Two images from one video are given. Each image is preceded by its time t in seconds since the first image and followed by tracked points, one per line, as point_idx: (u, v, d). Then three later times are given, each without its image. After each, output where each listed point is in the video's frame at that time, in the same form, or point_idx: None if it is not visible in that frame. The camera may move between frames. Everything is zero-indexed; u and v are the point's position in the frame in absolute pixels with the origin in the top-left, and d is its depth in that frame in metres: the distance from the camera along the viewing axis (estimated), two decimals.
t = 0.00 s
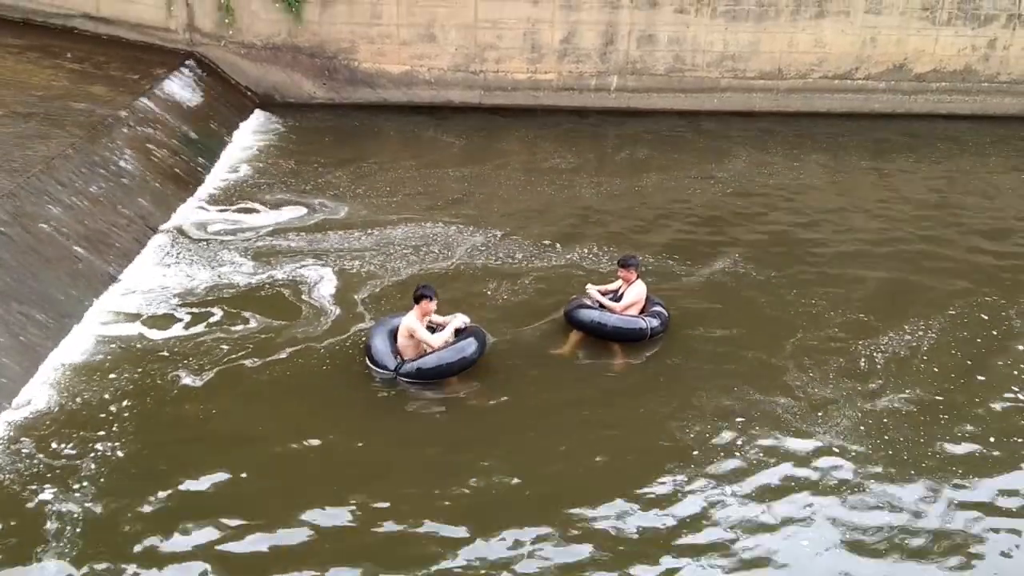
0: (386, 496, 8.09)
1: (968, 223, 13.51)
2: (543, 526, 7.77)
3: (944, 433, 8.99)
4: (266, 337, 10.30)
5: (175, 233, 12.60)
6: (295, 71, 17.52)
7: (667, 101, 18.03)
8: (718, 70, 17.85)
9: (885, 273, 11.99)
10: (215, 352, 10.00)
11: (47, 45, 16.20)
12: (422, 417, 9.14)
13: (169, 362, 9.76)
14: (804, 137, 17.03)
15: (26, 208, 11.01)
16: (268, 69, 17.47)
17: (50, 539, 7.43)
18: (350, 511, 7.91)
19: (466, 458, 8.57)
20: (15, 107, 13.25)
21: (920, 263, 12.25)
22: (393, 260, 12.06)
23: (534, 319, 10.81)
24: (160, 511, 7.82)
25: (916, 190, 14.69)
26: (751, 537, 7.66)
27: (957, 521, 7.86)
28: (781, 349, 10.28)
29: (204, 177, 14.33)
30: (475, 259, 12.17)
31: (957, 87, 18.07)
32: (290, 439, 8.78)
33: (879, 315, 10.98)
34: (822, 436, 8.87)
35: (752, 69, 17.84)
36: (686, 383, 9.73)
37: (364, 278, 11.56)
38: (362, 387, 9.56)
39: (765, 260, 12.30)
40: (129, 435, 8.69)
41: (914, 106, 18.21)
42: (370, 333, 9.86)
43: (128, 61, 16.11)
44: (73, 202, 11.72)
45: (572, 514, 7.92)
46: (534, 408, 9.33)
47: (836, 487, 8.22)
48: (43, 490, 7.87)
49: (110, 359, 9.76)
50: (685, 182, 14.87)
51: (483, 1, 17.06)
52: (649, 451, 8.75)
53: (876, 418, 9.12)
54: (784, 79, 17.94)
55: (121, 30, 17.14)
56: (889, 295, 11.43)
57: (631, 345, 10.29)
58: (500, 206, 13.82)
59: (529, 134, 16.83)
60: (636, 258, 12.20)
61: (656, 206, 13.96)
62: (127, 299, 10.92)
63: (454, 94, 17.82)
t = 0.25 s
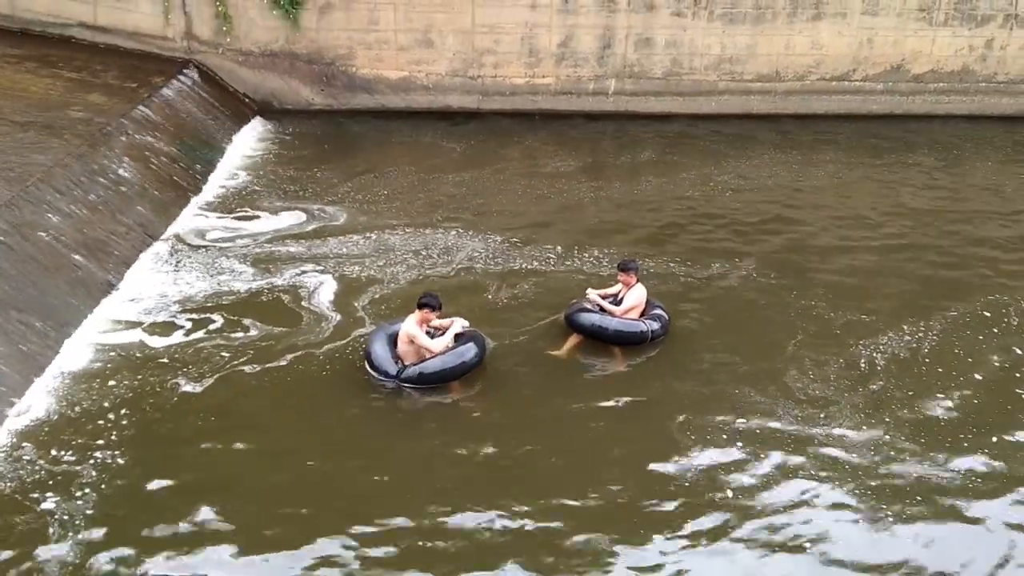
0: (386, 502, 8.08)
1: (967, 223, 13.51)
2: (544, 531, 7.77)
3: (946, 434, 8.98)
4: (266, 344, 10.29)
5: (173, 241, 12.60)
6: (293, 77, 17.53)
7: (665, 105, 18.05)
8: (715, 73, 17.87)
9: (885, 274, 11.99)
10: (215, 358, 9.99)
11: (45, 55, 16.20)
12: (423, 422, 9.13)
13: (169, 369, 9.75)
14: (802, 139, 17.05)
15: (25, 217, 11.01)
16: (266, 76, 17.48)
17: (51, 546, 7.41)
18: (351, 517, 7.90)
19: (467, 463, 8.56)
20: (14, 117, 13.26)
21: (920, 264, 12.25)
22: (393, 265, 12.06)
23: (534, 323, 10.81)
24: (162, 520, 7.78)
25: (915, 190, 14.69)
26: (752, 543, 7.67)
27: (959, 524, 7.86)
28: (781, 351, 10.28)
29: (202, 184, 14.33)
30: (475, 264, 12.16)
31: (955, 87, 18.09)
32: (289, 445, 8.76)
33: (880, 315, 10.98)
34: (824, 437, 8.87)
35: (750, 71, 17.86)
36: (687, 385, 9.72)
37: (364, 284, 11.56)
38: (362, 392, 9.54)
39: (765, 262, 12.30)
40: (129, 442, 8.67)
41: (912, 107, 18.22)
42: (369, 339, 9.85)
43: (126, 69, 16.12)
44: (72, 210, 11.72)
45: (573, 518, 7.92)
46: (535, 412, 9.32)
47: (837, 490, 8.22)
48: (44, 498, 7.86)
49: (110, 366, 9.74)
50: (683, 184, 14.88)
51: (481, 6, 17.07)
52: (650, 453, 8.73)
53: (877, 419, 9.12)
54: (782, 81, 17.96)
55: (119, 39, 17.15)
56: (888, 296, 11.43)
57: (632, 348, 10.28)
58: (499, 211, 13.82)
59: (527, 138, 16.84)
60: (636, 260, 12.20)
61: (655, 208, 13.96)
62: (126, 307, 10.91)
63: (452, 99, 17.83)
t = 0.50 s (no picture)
0: (384, 502, 8.08)
1: (967, 222, 13.51)
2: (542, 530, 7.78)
3: (947, 433, 8.98)
4: (266, 344, 10.29)
5: (172, 241, 12.59)
6: (292, 77, 17.53)
7: (665, 104, 18.04)
8: (715, 72, 17.87)
9: (885, 273, 11.98)
10: (215, 359, 9.99)
11: (45, 54, 16.20)
12: (423, 422, 9.12)
13: (168, 370, 9.75)
14: (802, 138, 17.05)
15: (25, 217, 11.02)
16: (265, 75, 17.48)
17: (52, 547, 7.41)
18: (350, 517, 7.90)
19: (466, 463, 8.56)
20: (13, 116, 13.27)
21: (920, 263, 12.25)
22: (392, 265, 12.06)
23: (535, 323, 10.81)
24: (161, 520, 7.78)
25: (915, 189, 14.69)
26: (752, 542, 7.67)
27: (958, 523, 7.87)
28: (781, 350, 10.28)
29: (201, 184, 14.32)
30: (474, 263, 12.16)
31: (955, 86, 18.09)
32: (287, 445, 8.76)
33: (881, 315, 10.98)
34: (824, 436, 8.87)
35: (750, 71, 17.86)
36: (687, 385, 9.72)
37: (364, 284, 11.56)
38: (362, 392, 9.54)
39: (765, 261, 12.30)
40: (129, 443, 8.67)
41: (912, 106, 18.22)
42: (370, 339, 9.84)
43: (126, 69, 16.12)
44: (72, 211, 11.72)
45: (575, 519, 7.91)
46: (534, 411, 9.32)
47: (838, 491, 8.21)
48: (45, 498, 7.86)
49: (109, 367, 9.74)
50: (683, 183, 14.88)
51: (481, 5, 17.07)
52: (649, 453, 8.74)
53: (878, 418, 9.12)
54: (782, 81, 17.96)
55: (119, 39, 17.15)
56: (887, 295, 11.44)
57: (632, 348, 10.28)
58: (499, 210, 13.82)
59: (527, 138, 16.84)
60: (636, 260, 12.20)
61: (655, 208, 13.96)
62: (126, 307, 10.91)
63: (451, 99, 17.82)
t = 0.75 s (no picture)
0: (384, 502, 8.07)
1: (968, 223, 13.51)
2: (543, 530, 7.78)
3: (948, 433, 8.98)
4: (267, 344, 10.28)
5: (172, 241, 12.58)
6: (292, 78, 17.53)
7: (665, 104, 18.05)
8: (715, 72, 17.88)
9: (886, 273, 11.99)
10: (215, 359, 9.98)
11: (45, 55, 16.20)
12: (423, 422, 9.12)
13: (168, 370, 9.74)
14: (802, 139, 17.05)
15: (25, 218, 11.02)
16: (265, 76, 17.48)
17: (51, 547, 7.40)
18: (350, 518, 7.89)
19: (467, 463, 8.56)
20: (13, 117, 13.27)
21: (921, 263, 12.25)
22: (393, 265, 12.06)
23: (535, 323, 10.81)
24: (161, 521, 7.77)
25: (915, 189, 14.69)
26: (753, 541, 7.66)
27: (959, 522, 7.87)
28: (782, 350, 10.28)
29: (201, 185, 14.32)
30: (475, 264, 12.16)
31: (955, 87, 18.10)
32: (288, 446, 8.75)
33: (882, 315, 10.98)
34: (825, 437, 8.87)
35: (749, 71, 17.87)
36: (688, 385, 9.73)
37: (364, 284, 11.56)
38: (363, 393, 9.53)
39: (765, 261, 12.30)
40: (129, 443, 8.66)
41: (912, 106, 18.23)
42: (370, 339, 9.84)
43: (126, 69, 16.11)
44: (71, 211, 11.71)
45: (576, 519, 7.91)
46: (535, 412, 9.32)
47: (839, 491, 8.20)
48: (45, 498, 7.86)
49: (109, 367, 9.73)
50: (684, 184, 14.87)
51: (480, 6, 17.08)
52: (650, 454, 8.74)
53: (878, 418, 9.12)
54: (781, 81, 17.97)
55: (119, 39, 17.15)
56: (887, 295, 11.45)
57: (633, 348, 10.28)
58: (500, 211, 13.82)
59: (527, 138, 16.85)
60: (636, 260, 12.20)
61: (655, 209, 13.96)
62: (125, 307, 10.90)
63: (451, 99, 17.82)
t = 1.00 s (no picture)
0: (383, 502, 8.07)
1: (968, 223, 13.51)
2: (541, 530, 7.78)
3: (947, 434, 8.98)
4: (266, 344, 10.28)
5: (171, 241, 12.58)
6: (292, 77, 17.52)
7: (665, 104, 18.05)
8: (715, 72, 17.88)
9: (886, 274, 11.99)
10: (214, 359, 9.98)
11: (45, 54, 16.18)
12: (423, 422, 9.11)
13: (167, 370, 9.73)
14: (802, 139, 17.05)
15: (25, 217, 11.02)
16: (265, 75, 17.47)
17: (50, 547, 7.40)
18: (348, 517, 7.90)
19: (466, 463, 8.56)
20: (13, 116, 13.27)
21: (920, 263, 12.26)
22: (393, 264, 12.06)
23: (534, 323, 10.80)
24: (160, 521, 7.77)
25: (915, 190, 14.70)
26: (751, 542, 7.67)
27: (959, 523, 7.87)
28: (782, 350, 10.28)
29: (200, 184, 14.31)
30: (474, 263, 12.16)
31: (955, 87, 18.11)
32: (286, 445, 8.75)
33: (881, 315, 10.99)
34: (825, 437, 8.87)
35: (749, 71, 17.87)
36: (688, 385, 9.73)
37: (364, 284, 11.55)
38: (362, 393, 9.52)
39: (765, 261, 12.30)
40: (127, 442, 8.66)
41: (912, 106, 18.23)
42: (370, 339, 9.83)
43: (125, 69, 16.11)
44: (71, 210, 11.71)
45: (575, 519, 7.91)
46: (535, 412, 9.32)
47: (838, 492, 8.20)
48: (44, 497, 7.86)
49: (108, 366, 9.73)
50: (684, 184, 14.87)
51: (480, 5, 17.08)
52: (649, 453, 8.74)
53: (878, 419, 9.12)
54: (781, 81, 17.97)
55: (118, 38, 17.14)
56: (887, 295, 11.45)
57: (633, 348, 10.28)
58: (499, 210, 13.82)
59: (527, 138, 16.85)
60: (636, 260, 12.20)
61: (655, 209, 13.95)
62: (125, 307, 10.89)
63: (451, 99, 17.82)
